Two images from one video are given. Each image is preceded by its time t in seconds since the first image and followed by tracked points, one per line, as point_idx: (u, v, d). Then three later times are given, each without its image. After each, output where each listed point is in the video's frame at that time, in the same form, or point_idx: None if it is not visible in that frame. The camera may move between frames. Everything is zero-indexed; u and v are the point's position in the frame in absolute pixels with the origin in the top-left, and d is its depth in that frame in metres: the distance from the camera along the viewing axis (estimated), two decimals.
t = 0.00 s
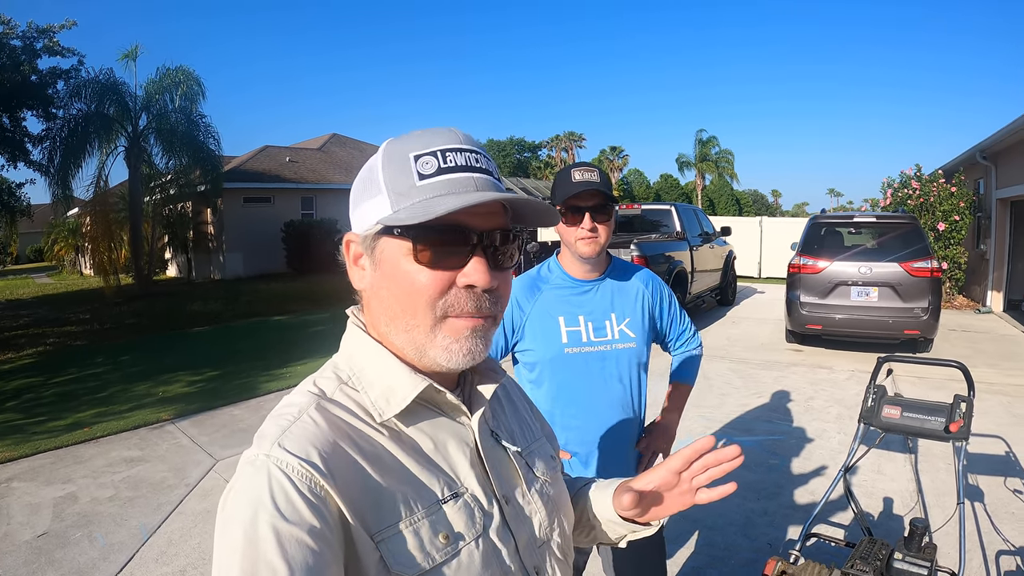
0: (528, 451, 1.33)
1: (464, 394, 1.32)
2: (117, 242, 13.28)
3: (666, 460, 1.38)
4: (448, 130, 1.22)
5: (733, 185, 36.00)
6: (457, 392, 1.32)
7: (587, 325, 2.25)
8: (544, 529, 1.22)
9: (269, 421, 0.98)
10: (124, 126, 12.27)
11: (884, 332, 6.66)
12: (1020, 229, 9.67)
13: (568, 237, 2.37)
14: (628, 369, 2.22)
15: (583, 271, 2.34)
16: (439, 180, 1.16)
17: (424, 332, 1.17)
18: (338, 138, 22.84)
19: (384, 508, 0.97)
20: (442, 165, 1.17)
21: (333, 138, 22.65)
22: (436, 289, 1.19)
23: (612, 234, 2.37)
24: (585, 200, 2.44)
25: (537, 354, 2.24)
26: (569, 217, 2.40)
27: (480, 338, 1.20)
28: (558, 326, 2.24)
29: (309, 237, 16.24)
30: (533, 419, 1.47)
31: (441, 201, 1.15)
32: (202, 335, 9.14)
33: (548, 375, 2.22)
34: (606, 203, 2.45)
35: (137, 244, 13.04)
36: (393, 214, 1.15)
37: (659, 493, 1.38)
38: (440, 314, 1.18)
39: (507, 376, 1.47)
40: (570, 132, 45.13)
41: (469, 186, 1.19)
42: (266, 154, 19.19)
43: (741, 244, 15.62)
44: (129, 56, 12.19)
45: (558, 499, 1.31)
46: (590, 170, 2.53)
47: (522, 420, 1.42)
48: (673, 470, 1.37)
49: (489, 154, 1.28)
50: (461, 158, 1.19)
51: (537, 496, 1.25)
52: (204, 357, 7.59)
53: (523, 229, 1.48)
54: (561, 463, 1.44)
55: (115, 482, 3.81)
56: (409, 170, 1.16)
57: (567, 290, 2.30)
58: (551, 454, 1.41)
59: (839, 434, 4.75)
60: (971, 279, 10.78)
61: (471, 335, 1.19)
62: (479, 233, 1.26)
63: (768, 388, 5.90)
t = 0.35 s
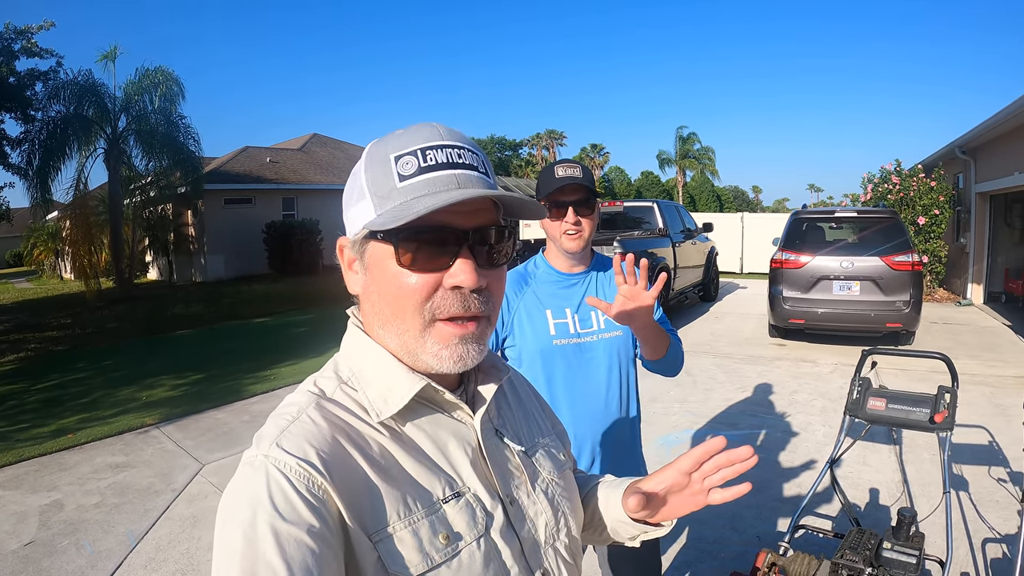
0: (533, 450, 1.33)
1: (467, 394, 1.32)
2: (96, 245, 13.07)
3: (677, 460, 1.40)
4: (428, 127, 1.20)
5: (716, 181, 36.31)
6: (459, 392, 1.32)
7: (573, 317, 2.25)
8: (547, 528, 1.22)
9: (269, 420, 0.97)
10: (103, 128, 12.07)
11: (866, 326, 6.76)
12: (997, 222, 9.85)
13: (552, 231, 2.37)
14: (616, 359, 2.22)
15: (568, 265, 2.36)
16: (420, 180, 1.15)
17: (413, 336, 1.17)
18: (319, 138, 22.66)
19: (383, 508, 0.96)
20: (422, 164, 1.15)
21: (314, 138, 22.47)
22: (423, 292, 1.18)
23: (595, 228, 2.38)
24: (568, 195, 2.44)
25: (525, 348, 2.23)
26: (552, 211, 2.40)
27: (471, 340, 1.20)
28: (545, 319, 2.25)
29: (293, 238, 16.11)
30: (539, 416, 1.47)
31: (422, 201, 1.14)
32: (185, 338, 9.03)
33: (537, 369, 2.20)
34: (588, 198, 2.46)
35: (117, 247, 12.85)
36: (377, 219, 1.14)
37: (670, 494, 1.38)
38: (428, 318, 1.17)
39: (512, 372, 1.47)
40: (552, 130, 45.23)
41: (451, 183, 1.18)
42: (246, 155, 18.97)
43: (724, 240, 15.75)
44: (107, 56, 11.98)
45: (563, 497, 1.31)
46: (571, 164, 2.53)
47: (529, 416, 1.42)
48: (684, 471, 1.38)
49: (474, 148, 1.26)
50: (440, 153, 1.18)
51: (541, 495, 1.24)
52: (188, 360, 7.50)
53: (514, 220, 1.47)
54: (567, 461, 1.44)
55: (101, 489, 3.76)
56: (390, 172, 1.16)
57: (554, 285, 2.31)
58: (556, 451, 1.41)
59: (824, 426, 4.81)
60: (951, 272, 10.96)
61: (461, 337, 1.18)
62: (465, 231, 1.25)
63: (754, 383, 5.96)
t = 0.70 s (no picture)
0: (533, 450, 1.33)
1: (467, 395, 1.32)
2: (89, 244, 12.99)
3: (676, 464, 1.40)
4: (429, 129, 1.20)
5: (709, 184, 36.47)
6: (460, 392, 1.32)
7: (564, 319, 2.26)
8: (547, 530, 1.23)
9: (269, 419, 0.97)
10: (97, 125, 12.01)
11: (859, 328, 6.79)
12: (989, 226, 9.93)
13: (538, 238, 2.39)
14: (608, 360, 2.21)
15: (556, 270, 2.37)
16: (420, 182, 1.15)
17: (412, 337, 1.17)
18: (313, 137, 22.62)
19: (381, 507, 0.96)
20: (423, 166, 1.15)
21: (308, 137, 22.41)
22: (422, 294, 1.18)
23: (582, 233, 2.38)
24: (551, 204, 2.45)
25: (516, 350, 2.24)
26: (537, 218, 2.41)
27: (471, 341, 1.20)
28: (535, 322, 2.26)
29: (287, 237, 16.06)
30: (539, 416, 1.48)
31: (422, 204, 1.14)
32: (177, 338, 8.99)
33: (528, 370, 2.21)
34: (572, 202, 2.45)
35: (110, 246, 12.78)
36: (376, 221, 1.14)
37: (670, 498, 1.39)
38: (427, 319, 1.18)
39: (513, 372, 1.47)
40: (546, 131, 45.33)
41: (451, 185, 1.18)
42: (240, 154, 18.90)
43: (717, 242, 15.81)
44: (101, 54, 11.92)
45: (563, 499, 1.32)
46: (557, 172, 2.55)
47: (529, 415, 1.43)
48: (683, 475, 1.39)
49: (474, 150, 1.26)
50: (438, 153, 1.18)
51: (541, 497, 1.25)
52: (181, 359, 7.46)
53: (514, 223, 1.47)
54: (568, 462, 1.44)
55: (94, 489, 3.73)
56: (389, 174, 1.16)
57: (545, 287, 2.32)
58: (556, 452, 1.41)
59: (817, 428, 4.84)
60: (943, 275, 11.04)
61: (461, 338, 1.19)
62: (465, 233, 1.25)
63: (747, 384, 5.98)
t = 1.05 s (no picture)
0: (531, 449, 1.33)
1: (465, 394, 1.32)
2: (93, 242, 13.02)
3: (674, 464, 1.39)
4: (429, 128, 1.20)
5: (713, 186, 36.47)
6: (458, 392, 1.32)
7: (566, 322, 2.26)
8: (545, 529, 1.22)
9: (268, 418, 0.97)
10: (101, 123, 12.04)
11: (862, 330, 6.78)
12: (993, 229, 9.90)
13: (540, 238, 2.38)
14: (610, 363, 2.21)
15: (558, 271, 2.37)
16: (420, 182, 1.16)
17: (412, 337, 1.17)
18: (317, 136, 22.64)
19: (380, 507, 0.96)
20: (424, 165, 1.16)
21: (311, 136, 22.45)
22: (422, 294, 1.18)
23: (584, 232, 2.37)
24: (553, 203, 2.43)
25: (517, 354, 2.25)
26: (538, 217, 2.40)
27: (471, 339, 1.20)
28: (536, 325, 2.26)
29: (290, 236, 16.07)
30: (537, 415, 1.48)
31: (422, 204, 1.14)
32: (180, 336, 9.01)
33: (529, 374, 2.23)
34: (574, 200, 2.44)
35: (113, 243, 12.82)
36: (377, 220, 1.14)
37: (668, 497, 1.38)
38: (427, 318, 1.18)
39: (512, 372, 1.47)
40: (550, 131, 45.37)
41: (452, 185, 1.18)
42: (244, 153, 18.93)
43: (720, 244, 15.79)
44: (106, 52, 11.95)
45: (562, 498, 1.32)
46: (557, 169, 2.53)
47: (528, 415, 1.43)
48: (681, 475, 1.38)
49: (476, 149, 1.27)
50: (439, 153, 1.18)
51: (539, 497, 1.25)
52: (183, 358, 7.48)
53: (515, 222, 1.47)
54: (565, 461, 1.45)
55: (96, 486, 3.74)
56: (390, 173, 1.16)
57: (547, 290, 2.32)
58: (554, 452, 1.42)
59: (819, 430, 4.83)
60: (946, 278, 11.01)
61: (461, 336, 1.19)
62: (465, 233, 1.25)
63: (749, 386, 5.97)
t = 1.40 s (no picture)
0: (533, 448, 1.33)
1: (466, 393, 1.32)
2: (97, 239, 13.06)
3: (675, 464, 1.39)
4: (436, 127, 1.20)
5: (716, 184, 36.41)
6: (459, 390, 1.32)
7: (586, 323, 2.24)
8: (546, 528, 1.22)
9: (268, 418, 0.97)
10: (105, 120, 12.06)
11: (866, 329, 6.76)
12: (997, 228, 9.86)
13: (589, 230, 2.31)
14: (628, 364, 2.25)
15: (595, 269, 2.34)
16: (428, 181, 1.16)
17: (417, 336, 1.16)
18: (321, 133, 22.64)
19: (381, 506, 0.96)
20: (431, 165, 1.16)
21: (315, 133, 22.45)
22: (428, 293, 1.18)
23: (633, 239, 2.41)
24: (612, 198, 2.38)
25: (539, 357, 2.20)
26: (592, 207, 2.32)
27: (476, 338, 1.20)
28: (558, 327, 2.22)
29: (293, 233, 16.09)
30: (539, 414, 1.47)
31: (431, 204, 1.14)
32: (184, 332, 9.03)
33: (552, 379, 2.19)
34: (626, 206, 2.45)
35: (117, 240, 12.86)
36: (384, 219, 1.14)
37: (669, 496, 1.38)
38: (433, 317, 1.17)
39: (512, 372, 1.47)
40: (554, 129, 45.33)
41: (459, 184, 1.19)
42: (247, 150, 18.95)
43: (724, 242, 15.76)
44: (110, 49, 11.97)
45: (563, 496, 1.32)
46: (603, 162, 2.48)
47: (529, 414, 1.42)
48: (683, 474, 1.38)
49: (480, 149, 1.27)
50: (449, 153, 1.18)
51: (540, 495, 1.25)
52: (187, 354, 7.49)
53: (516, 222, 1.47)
54: (566, 459, 1.44)
55: (100, 482, 3.75)
56: (396, 171, 1.16)
57: (567, 290, 2.27)
58: (555, 450, 1.42)
59: (823, 429, 4.82)
60: (950, 277, 10.98)
61: (467, 336, 1.19)
62: (472, 233, 1.25)
63: (753, 384, 5.96)
